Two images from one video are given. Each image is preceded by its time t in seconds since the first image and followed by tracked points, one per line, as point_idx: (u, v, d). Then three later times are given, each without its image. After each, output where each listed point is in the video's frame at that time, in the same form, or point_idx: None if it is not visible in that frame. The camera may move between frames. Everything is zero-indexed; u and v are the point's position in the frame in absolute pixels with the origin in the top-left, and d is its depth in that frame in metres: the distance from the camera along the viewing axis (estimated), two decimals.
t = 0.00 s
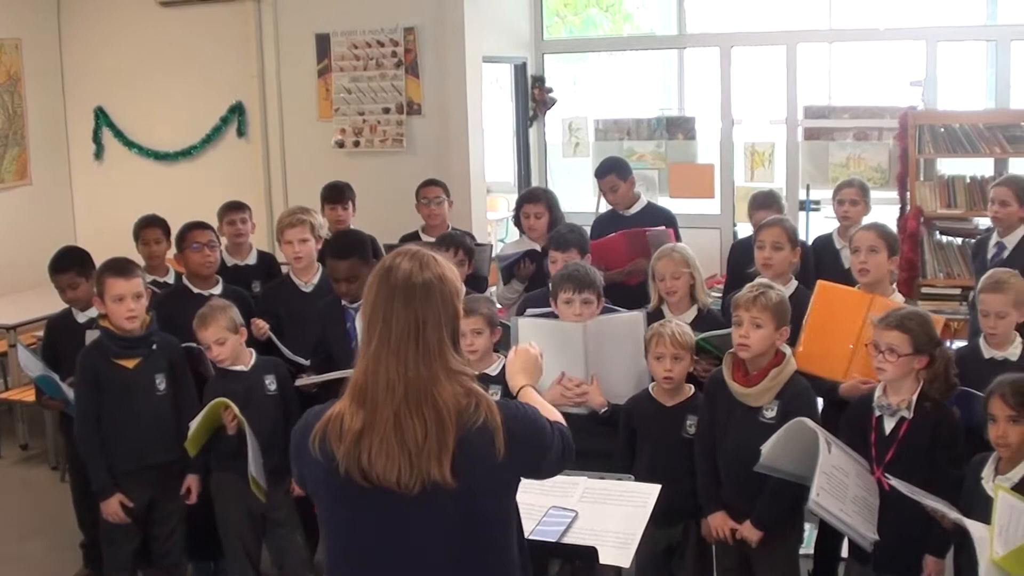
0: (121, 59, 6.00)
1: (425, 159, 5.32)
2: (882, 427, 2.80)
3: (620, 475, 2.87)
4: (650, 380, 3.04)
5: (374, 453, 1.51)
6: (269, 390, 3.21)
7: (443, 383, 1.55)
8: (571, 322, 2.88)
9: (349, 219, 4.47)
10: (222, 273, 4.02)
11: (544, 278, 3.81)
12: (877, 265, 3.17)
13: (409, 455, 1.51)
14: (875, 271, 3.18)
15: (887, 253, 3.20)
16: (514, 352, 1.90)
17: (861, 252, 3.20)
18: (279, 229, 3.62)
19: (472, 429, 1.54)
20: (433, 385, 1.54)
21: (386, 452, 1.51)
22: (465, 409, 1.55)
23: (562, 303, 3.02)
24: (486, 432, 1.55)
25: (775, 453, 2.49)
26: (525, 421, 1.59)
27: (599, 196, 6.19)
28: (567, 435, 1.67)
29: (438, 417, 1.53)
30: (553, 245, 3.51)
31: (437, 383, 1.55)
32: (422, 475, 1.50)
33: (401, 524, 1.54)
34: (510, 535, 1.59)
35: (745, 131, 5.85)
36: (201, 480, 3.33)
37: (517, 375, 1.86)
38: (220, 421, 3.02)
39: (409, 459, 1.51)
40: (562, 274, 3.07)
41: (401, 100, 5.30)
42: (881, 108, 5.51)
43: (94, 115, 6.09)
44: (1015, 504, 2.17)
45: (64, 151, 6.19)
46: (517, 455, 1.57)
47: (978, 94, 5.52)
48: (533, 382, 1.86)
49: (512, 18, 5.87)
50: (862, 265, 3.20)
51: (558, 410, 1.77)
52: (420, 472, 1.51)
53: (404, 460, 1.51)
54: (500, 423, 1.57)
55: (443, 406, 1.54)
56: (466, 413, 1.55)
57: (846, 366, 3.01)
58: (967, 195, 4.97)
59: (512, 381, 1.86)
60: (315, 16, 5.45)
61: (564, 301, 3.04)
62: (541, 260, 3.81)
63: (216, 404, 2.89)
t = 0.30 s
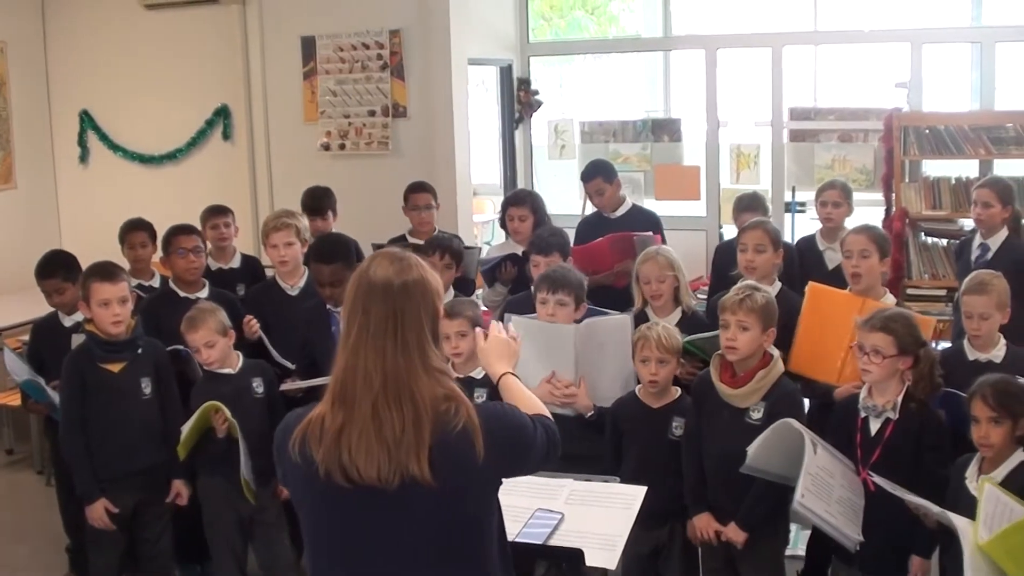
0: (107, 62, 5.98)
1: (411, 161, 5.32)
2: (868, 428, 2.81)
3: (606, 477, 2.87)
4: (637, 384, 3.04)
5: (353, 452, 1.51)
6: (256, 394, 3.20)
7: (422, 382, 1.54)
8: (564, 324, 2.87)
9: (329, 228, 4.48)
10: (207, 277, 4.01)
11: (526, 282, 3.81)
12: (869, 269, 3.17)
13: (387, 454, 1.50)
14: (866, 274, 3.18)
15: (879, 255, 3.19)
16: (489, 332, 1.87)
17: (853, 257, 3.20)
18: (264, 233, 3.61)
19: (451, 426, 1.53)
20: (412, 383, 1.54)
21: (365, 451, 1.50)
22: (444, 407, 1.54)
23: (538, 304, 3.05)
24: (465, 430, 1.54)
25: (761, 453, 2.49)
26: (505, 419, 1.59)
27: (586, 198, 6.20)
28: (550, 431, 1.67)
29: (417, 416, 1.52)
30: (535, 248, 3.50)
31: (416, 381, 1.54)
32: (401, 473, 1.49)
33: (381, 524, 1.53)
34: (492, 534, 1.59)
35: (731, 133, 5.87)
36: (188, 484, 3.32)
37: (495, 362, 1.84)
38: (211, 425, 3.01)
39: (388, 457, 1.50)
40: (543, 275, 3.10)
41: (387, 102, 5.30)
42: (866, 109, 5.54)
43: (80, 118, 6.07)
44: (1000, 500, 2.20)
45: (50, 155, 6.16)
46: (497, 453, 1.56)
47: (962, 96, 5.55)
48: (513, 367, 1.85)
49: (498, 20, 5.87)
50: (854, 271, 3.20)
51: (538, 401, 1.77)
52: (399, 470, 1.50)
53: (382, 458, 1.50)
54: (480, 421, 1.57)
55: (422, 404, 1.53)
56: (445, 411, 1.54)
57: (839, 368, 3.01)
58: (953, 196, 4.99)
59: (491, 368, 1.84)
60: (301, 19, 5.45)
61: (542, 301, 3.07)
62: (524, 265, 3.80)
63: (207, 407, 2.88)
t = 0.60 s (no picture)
0: (96, 62, 5.97)
1: (400, 163, 5.32)
2: (855, 432, 2.80)
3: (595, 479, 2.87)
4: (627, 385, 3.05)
5: (328, 451, 1.51)
6: (246, 395, 3.20)
7: (399, 384, 1.54)
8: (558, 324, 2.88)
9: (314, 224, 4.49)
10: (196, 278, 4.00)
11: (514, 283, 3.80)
12: (860, 271, 3.17)
13: (361, 455, 1.50)
14: (857, 278, 3.18)
15: (870, 258, 3.19)
16: (481, 372, 1.89)
17: (843, 260, 3.20)
18: (251, 235, 3.59)
19: (426, 429, 1.52)
20: (389, 385, 1.54)
21: (339, 451, 1.51)
22: (420, 410, 1.54)
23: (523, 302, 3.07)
24: (441, 434, 1.53)
25: (750, 455, 2.49)
26: (482, 424, 1.58)
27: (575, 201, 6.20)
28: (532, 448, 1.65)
29: (392, 418, 1.52)
30: (520, 252, 3.50)
31: (392, 383, 1.54)
32: (373, 474, 1.49)
33: (354, 524, 1.54)
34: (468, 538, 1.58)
35: (719, 137, 5.87)
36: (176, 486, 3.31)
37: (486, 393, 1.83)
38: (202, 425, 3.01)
39: (361, 458, 1.50)
40: (529, 275, 3.13)
41: (376, 104, 5.30)
42: (854, 113, 5.55)
43: (69, 118, 6.06)
44: (986, 497, 2.20)
45: (39, 155, 6.14)
46: (473, 457, 1.55)
47: (950, 101, 5.57)
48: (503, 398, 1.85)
49: (488, 22, 5.87)
50: (844, 274, 3.20)
51: (525, 421, 1.75)
52: (372, 471, 1.50)
53: (356, 459, 1.50)
54: (457, 425, 1.56)
55: (398, 406, 1.53)
56: (421, 414, 1.54)
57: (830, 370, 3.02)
58: (941, 201, 5.02)
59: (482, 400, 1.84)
60: (291, 20, 5.45)
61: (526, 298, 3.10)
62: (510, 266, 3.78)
63: (199, 408, 2.86)
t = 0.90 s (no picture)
0: (90, 62, 5.96)
1: (394, 164, 5.31)
2: (849, 434, 2.81)
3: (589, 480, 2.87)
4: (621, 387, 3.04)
5: (298, 450, 1.52)
6: (240, 395, 3.18)
7: (372, 385, 1.54)
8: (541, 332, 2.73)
9: (310, 222, 4.43)
10: (190, 279, 3.99)
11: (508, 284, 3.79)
12: (846, 276, 3.17)
13: (330, 455, 1.50)
14: (844, 281, 3.18)
15: (856, 262, 3.20)
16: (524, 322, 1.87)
17: (829, 263, 3.20)
18: (245, 236, 3.61)
19: (396, 431, 1.52)
20: (361, 386, 1.53)
21: (309, 450, 1.51)
22: (391, 412, 1.53)
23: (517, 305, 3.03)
24: (410, 436, 1.53)
25: (743, 458, 2.49)
26: (454, 428, 1.57)
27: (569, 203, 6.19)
28: (518, 431, 1.65)
29: (362, 419, 1.51)
30: (510, 251, 3.50)
31: (365, 384, 1.53)
32: (341, 475, 1.50)
33: (323, 523, 1.54)
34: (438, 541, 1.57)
35: (714, 139, 5.88)
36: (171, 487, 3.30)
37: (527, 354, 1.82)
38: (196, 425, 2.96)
39: (330, 458, 1.50)
40: (516, 277, 3.10)
41: (371, 105, 5.30)
42: (849, 116, 5.55)
43: (62, 118, 6.04)
44: (982, 496, 2.16)
45: (32, 155, 6.12)
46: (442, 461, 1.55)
47: (944, 104, 5.55)
48: (542, 361, 1.82)
49: (482, 24, 5.87)
50: (830, 276, 3.20)
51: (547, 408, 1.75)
52: (340, 471, 1.50)
53: (325, 459, 1.50)
54: (428, 429, 1.55)
55: (369, 408, 1.52)
56: (392, 416, 1.53)
57: (813, 374, 3.03)
58: (935, 203, 5.03)
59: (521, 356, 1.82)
60: (285, 20, 5.44)
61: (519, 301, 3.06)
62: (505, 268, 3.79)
63: (192, 408, 2.84)
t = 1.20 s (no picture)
0: (83, 59, 5.95)
1: (387, 160, 5.31)
2: (843, 430, 2.81)
3: (584, 476, 2.86)
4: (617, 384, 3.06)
5: (271, 446, 1.53)
6: (233, 392, 3.20)
7: (344, 383, 1.54)
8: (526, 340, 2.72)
9: (307, 219, 4.40)
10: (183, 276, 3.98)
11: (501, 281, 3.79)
12: (836, 268, 3.18)
13: (301, 452, 1.51)
14: (833, 274, 3.19)
15: (847, 255, 3.21)
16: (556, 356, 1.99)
17: (819, 257, 3.21)
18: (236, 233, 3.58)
19: (365, 430, 1.52)
20: (333, 383, 1.54)
21: (281, 447, 1.52)
22: (362, 410, 1.54)
23: (513, 305, 3.03)
24: (380, 436, 1.53)
25: (737, 454, 2.49)
26: (426, 431, 1.57)
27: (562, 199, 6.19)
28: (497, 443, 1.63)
29: (332, 417, 1.52)
30: (505, 247, 3.49)
31: (337, 382, 1.54)
32: (310, 472, 1.50)
33: (295, 520, 1.54)
34: (410, 543, 1.57)
35: (707, 134, 5.88)
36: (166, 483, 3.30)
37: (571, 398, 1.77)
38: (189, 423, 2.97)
39: (301, 455, 1.51)
40: (507, 274, 3.09)
41: (363, 101, 5.29)
42: (842, 111, 5.56)
43: (55, 115, 6.03)
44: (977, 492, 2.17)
45: (26, 152, 6.11)
46: (412, 462, 1.55)
47: (938, 98, 5.59)
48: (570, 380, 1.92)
49: (475, 20, 5.85)
50: (820, 271, 3.21)
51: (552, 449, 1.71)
52: (310, 468, 1.51)
53: (296, 456, 1.51)
54: (400, 429, 1.55)
55: (340, 406, 1.53)
56: (363, 414, 1.53)
57: (804, 367, 3.01)
58: (928, 198, 5.04)
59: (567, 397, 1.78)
60: (277, 17, 5.43)
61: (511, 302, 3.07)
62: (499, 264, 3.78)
63: (188, 403, 2.82)
